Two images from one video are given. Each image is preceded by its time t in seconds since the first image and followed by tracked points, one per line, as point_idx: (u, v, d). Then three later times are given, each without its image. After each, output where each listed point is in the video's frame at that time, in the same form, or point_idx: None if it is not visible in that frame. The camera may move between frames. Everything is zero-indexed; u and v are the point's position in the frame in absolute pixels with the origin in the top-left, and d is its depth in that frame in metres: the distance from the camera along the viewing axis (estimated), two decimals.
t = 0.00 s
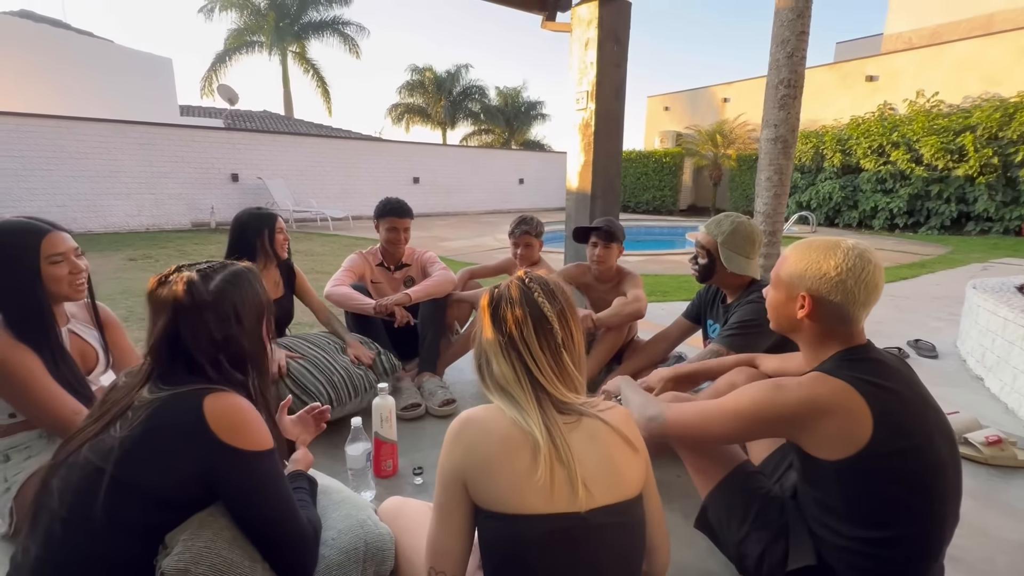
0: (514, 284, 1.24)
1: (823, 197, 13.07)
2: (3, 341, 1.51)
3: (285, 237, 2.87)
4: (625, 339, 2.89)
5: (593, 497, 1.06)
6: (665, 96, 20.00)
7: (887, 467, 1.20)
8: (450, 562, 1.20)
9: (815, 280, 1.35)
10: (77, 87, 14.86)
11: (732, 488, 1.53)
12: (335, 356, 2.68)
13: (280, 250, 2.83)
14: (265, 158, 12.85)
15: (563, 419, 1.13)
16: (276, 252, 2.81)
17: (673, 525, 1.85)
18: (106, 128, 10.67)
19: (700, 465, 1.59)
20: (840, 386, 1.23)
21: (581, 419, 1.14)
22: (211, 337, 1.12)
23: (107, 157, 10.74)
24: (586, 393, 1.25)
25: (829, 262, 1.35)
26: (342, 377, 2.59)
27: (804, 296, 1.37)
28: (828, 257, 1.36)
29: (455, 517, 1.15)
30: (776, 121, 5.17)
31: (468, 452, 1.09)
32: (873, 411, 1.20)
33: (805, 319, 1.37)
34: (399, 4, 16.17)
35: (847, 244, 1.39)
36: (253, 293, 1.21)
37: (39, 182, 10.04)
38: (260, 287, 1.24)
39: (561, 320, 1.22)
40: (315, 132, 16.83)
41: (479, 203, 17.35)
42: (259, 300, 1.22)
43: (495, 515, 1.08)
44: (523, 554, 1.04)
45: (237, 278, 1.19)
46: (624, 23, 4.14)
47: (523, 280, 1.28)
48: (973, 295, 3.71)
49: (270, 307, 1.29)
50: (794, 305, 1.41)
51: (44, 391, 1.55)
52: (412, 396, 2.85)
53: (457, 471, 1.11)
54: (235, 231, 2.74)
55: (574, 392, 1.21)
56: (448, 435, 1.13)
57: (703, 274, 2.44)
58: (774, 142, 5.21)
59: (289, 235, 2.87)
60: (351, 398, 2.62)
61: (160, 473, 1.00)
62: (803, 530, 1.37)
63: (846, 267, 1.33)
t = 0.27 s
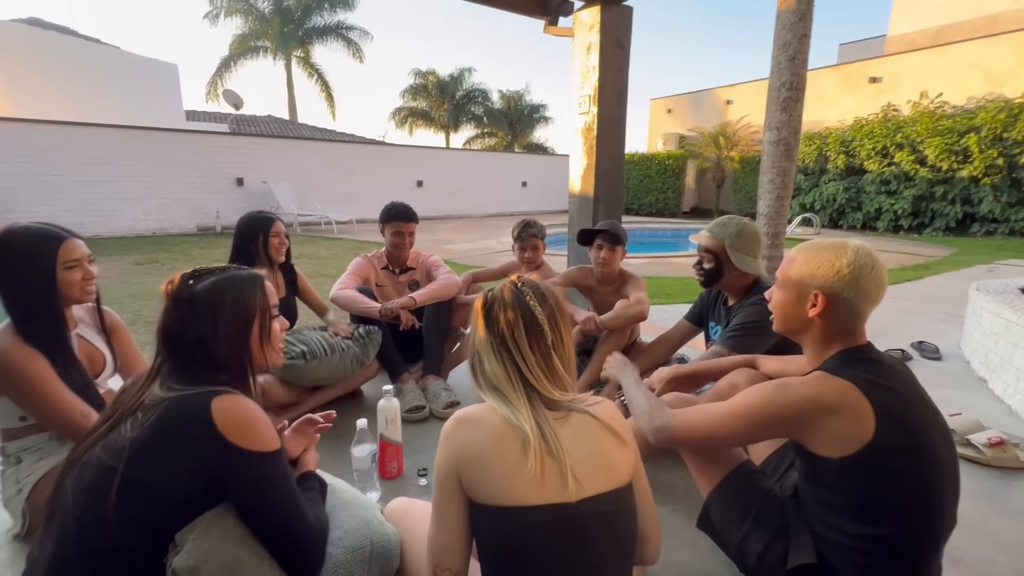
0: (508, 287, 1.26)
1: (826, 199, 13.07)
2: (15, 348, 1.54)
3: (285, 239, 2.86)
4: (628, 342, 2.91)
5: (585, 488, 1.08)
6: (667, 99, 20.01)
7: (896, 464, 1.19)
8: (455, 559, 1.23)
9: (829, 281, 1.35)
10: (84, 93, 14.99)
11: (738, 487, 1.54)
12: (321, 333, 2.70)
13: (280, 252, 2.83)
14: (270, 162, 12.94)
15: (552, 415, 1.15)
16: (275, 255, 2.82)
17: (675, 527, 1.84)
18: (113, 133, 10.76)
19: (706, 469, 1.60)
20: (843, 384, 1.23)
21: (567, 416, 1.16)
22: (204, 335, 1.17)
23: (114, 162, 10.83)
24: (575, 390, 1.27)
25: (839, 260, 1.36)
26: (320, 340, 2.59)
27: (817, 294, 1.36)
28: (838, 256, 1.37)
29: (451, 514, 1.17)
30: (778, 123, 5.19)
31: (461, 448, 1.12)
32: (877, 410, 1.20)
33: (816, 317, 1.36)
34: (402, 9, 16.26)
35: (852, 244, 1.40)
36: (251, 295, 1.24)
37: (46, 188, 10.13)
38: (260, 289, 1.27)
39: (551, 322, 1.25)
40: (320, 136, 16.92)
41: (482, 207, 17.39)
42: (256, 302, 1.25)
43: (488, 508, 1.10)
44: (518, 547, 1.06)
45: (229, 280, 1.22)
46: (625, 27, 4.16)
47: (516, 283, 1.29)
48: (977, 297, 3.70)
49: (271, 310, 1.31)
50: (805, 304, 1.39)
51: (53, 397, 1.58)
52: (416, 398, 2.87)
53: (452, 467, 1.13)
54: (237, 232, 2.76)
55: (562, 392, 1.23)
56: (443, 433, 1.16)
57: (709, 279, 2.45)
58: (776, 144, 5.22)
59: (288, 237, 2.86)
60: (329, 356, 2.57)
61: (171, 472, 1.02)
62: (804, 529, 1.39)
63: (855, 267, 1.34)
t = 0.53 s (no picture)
0: (481, 301, 1.29)
1: (827, 206, 13.11)
2: (30, 359, 1.58)
3: (280, 249, 2.87)
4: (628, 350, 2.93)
5: (551, 478, 1.10)
6: (667, 107, 20.12)
7: (893, 472, 1.18)
8: (428, 543, 1.29)
9: (831, 289, 1.36)
10: (89, 105, 15.12)
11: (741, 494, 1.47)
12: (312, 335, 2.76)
13: (276, 263, 2.85)
14: (273, 172, 13.03)
15: (519, 415, 1.17)
16: (271, 266, 2.84)
17: (674, 533, 1.85)
18: (118, 144, 10.86)
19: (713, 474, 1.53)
20: (839, 392, 1.22)
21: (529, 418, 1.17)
22: (209, 345, 1.20)
23: (119, 173, 10.92)
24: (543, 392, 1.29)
25: (837, 266, 1.38)
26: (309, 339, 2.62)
27: (818, 301, 1.37)
28: (836, 264, 1.39)
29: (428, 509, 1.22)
30: (776, 132, 5.22)
31: (432, 450, 1.15)
32: (871, 416, 1.19)
33: (817, 324, 1.37)
34: (404, 20, 16.43)
35: (847, 253, 1.43)
36: (255, 305, 1.27)
37: (52, 198, 10.21)
38: (264, 300, 1.30)
39: (519, 334, 1.26)
40: (322, 146, 17.05)
41: (484, 215, 17.47)
42: (260, 312, 1.27)
43: (463, 504, 1.12)
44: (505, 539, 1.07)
45: (234, 292, 1.25)
46: (624, 38, 4.22)
47: (487, 298, 1.32)
48: (976, 304, 3.71)
49: (275, 321, 1.35)
50: (805, 312, 1.40)
51: (64, 407, 1.61)
52: (418, 405, 2.85)
53: (427, 468, 1.17)
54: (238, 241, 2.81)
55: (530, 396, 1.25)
56: (418, 439, 1.18)
57: (717, 289, 2.43)
58: (775, 153, 5.26)
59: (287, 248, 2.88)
60: (320, 351, 2.61)
61: (176, 480, 1.04)
62: (803, 533, 1.33)
63: (853, 276, 1.36)
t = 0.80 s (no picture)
0: (448, 314, 1.35)
1: (834, 210, 13.03)
2: (58, 368, 1.63)
3: (283, 257, 2.91)
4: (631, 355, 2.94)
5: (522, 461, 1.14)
6: (673, 113, 20.14)
7: (883, 477, 1.19)
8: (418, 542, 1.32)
9: (827, 297, 1.37)
10: (103, 117, 15.37)
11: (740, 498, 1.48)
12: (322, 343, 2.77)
13: (280, 270, 2.88)
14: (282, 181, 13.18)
15: (488, 414, 1.23)
16: (276, 274, 2.88)
17: (676, 536, 1.86)
18: (130, 155, 11.03)
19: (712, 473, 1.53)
20: (824, 397, 1.25)
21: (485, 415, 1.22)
22: (217, 349, 1.24)
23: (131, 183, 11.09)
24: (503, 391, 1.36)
25: (835, 275, 1.39)
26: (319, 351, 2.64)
27: (813, 310, 1.38)
28: (834, 271, 1.40)
29: (417, 508, 1.26)
30: (780, 137, 5.23)
31: (407, 452, 1.19)
32: (865, 420, 1.20)
33: (811, 332, 1.38)
34: (410, 30, 16.60)
35: (844, 260, 1.44)
36: (260, 311, 1.32)
37: (66, 209, 10.38)
38: (269, 305, 1.36)
39: (485, 345, 1.32)
40: (330, 155, 17.22)
41: (491, 222, 17.54)
42: (265, 317, 1.33)
43: (443, 497, 1.16)
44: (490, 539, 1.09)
45: (241, 298, 1.30)
46: (626, 47, 4.25)
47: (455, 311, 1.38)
48: (983, 308, 3.69)
49: (279, 326, 1.40)
50: (800, 319, 1.41)
51: (84, 416, 1.64)
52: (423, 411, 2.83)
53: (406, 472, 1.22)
54: (242, 254, 2.86)
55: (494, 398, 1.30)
56: (397, 444, 1.22)
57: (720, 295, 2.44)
58: (779, 158, 5.26)
59: (289, 255, 2.92)
60: (332, 364, 2.63)
61: (190, 477, 1.07)
62: (800, 534, 1.34)
63: (848, 284, 1.37)
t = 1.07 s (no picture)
0: (434, 318, 1.39)
1: (839, 209, 12.99)
2: (89, 368, 1.70)
3: (290, 259, 2.96)
4: (631, 353, 2.98)
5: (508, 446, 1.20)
6: (676, 113, 20.13)
7: (854, 461, 1.22)
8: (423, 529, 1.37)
9: (792, 294, 1.41)
10: (110, 122, 15.51)
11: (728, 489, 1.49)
12: (334, 348, 2.80)
13: (288, 272, 2.94)
14: (287, 184, 13.27)
15: (479, 406, 1.28)
16: (283, 275, 2.93)
17: (674, 529, 1.90)
18: (138, 160, 11.14)
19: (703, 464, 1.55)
20: (790, 388, 1.29)
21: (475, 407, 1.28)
22: (227, 346, 1.29)
23: (139, 187, 11.21)
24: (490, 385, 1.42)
25: (802, 274, 1.42)
26: (331, 358, 2.66)
27: (781, 309, 1.42)
28: (802, 271, 1.44)
29: (418, 500, 1.31)
30: (782, 137, 5.24)
31: (400, 448, 1.25)
32: (837, 405, 1.23)
33: (780, 329, 1.42)
34: (413, 32, 16.68)
35: (810, 259, 1.47)
36: (266, 308, 1.38)
37: (75, 213, 10.49)
38: (275, 303, 1.41)
39: (470, 347, 1.37)
40: (335, 158, 17.32)
41: (494, 223, 17.59)
42: (271, 314, 1.39)
43: (435, 483, 1.21)
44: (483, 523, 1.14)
45: (248, 296, 1.35)
46: (627, 48, 4.28)
47: (440, 316, 1.42)
48: (984, 306, 3.70)
49: (286, 321, 1.46)
50: (770, 317, 1.45)
51: (114, 414, 1.73)
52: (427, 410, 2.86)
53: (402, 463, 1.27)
54: (249, 255, 2.91)
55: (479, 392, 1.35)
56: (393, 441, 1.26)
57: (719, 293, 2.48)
58: (781, 157, 5.28)
59: (296, 257, 2.98)
60: (342, 374, 2.67)
61: (204, 465, 1.12)
62: (783, 523, 1.36)
63: (812, 282, 1.41)
